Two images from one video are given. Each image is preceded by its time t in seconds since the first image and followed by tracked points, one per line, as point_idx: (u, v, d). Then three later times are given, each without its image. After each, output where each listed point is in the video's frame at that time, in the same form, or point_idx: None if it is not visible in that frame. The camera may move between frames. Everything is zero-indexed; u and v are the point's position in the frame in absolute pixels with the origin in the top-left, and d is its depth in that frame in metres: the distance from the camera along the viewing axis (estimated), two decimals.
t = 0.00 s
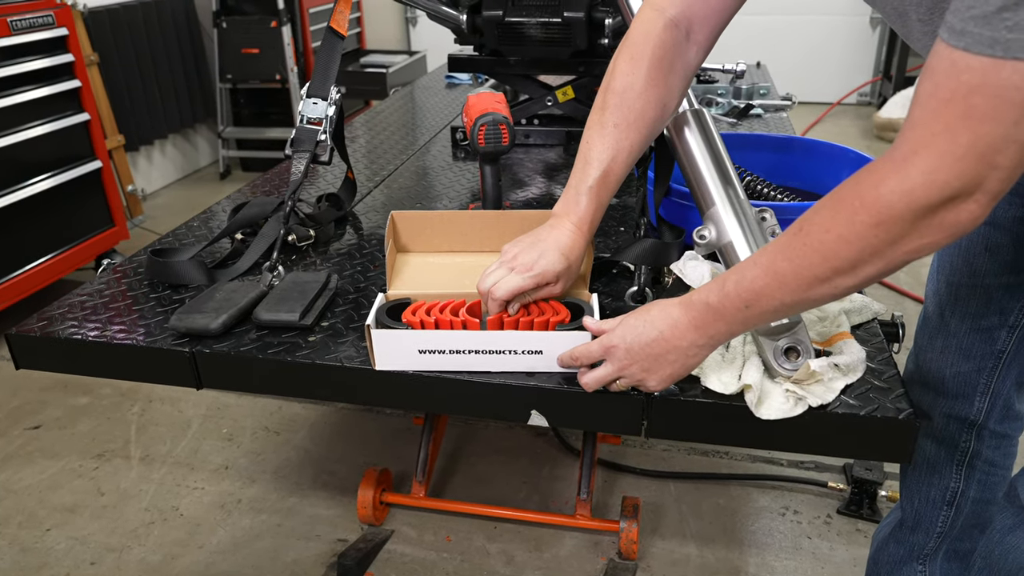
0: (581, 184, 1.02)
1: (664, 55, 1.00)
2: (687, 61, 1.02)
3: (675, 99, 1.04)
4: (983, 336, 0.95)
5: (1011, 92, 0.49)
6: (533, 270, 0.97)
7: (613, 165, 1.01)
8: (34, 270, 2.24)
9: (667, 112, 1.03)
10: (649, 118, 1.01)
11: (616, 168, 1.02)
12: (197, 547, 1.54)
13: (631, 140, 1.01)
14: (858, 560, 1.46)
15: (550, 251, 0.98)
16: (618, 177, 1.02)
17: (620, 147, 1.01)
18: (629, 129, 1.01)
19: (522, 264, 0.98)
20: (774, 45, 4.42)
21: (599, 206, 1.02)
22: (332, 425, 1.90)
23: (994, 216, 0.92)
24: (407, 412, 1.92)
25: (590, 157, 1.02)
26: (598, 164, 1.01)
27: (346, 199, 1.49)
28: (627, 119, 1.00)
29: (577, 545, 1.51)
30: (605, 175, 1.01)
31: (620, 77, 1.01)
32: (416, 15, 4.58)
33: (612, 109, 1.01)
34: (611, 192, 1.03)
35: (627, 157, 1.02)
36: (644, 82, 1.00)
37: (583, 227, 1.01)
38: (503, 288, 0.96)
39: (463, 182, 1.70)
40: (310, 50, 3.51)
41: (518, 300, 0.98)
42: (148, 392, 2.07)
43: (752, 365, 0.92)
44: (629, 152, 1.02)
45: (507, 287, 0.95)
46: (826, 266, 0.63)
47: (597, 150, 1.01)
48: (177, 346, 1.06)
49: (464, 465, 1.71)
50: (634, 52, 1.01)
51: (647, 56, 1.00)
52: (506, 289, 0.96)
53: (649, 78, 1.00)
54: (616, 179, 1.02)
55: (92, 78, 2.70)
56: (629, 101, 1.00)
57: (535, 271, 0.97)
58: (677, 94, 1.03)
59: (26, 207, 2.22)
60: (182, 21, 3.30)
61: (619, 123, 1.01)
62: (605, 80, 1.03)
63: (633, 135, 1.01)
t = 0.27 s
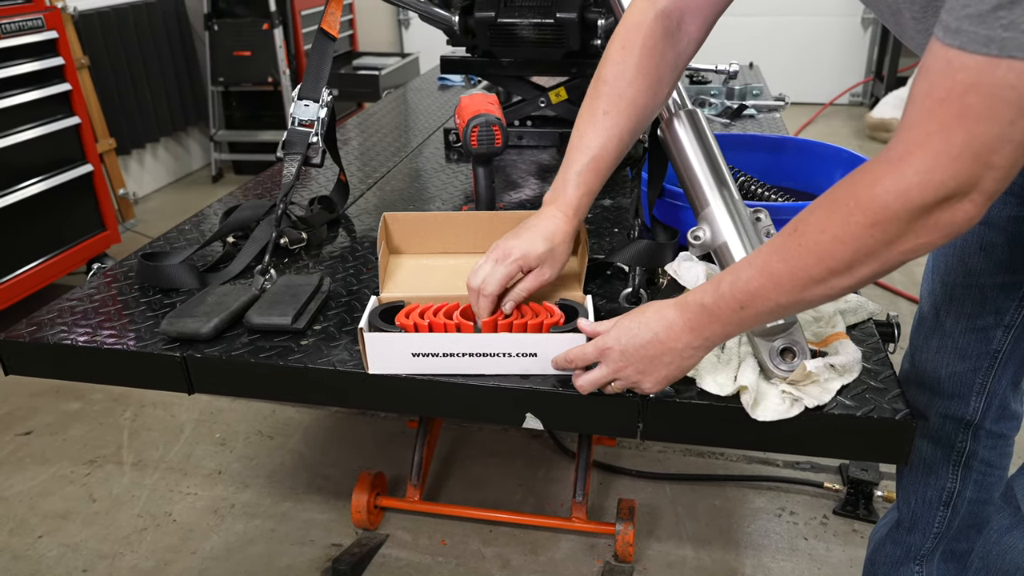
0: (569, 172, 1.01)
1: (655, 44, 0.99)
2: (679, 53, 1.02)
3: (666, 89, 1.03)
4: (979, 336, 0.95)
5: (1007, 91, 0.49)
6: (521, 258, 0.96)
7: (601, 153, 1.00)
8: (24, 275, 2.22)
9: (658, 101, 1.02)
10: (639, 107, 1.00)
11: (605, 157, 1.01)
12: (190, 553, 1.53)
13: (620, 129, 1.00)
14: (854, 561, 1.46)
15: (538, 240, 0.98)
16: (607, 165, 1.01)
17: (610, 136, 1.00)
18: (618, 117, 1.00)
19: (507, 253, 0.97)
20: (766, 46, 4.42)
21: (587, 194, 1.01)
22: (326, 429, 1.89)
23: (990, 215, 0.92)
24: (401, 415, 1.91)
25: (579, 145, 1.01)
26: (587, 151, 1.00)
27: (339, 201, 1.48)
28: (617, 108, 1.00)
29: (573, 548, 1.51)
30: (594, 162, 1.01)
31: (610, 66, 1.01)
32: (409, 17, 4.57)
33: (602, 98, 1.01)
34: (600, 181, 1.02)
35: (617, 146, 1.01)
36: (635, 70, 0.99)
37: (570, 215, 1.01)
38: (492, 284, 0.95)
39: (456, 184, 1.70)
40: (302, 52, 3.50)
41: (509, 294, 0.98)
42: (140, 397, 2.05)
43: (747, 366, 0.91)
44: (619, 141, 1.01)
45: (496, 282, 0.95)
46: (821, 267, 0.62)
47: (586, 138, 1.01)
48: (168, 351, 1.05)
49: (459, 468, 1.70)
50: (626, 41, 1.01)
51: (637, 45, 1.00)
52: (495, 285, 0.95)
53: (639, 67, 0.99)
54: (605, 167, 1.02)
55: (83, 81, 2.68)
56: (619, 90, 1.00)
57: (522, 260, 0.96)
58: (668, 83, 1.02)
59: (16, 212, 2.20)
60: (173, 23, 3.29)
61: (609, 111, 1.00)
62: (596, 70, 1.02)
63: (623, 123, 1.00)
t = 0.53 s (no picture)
0: (564, 173, 1.01)
1: (649, 43, 0.99)
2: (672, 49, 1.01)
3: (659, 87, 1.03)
4: (979, 337, 0.95)
5: (1007, 91, 0.49)
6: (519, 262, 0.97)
7: (596, 154, 1.00)
8: (19, 277, 2.21)
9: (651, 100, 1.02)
10: (633, 107, 1.00)
11: (600, 157, 1.01)
12: (186, 556, 1.52)
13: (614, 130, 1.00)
14: (852, 562, 1.45)
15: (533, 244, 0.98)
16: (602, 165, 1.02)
17: (604, 136, 1.00)
18: (613, 118, 1.00)
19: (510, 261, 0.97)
20: (763, 46, 4.43)
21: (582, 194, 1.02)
22: (323, 431, 1.88)
23: (990, 216, 0.92)
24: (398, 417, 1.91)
25: (573, 145, 1.01)
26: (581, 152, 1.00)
27: (335, 202, 1.47)
28: (611, 109, 1.00)
29: (571, 550, 1.50)
30: (589, 164, 1.01)
31: (603, 65, 1.00)
32: (405, 18, 4.56)
33: (595, 97, 1.00)
34: (594, 181, 1.02)
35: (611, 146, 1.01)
36: (629, 69, 0.99)
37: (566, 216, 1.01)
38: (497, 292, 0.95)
39: (453, 185, 1.69)
40: (298, 53, 3.49)
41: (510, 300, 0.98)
42: (136, 399, 2.04)
43: (746, 368, 0.91)
44: (613, 140, 1.01)
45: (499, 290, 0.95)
46: (821, 268, 0.62)
47: (580, 139, 1.01)
48: (163, 354, 1.05)
49: (456, 470, 1.70)
50: (619, 38, 1.00)
51: (631, 43, 0.99)
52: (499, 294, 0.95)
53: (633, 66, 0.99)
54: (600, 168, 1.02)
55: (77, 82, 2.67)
56: (614, 90, 0.99)
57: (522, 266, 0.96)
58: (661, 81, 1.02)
59: (11, 213, 2.19)
60: (168, 23, 3.28)
61: (603, 111, 1.00)
62: (589, 67, 1.01)
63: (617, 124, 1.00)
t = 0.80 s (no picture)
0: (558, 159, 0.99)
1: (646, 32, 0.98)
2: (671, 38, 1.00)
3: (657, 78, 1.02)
4: (977, 336, 0.94)
5: (1007, 88, 0.48)
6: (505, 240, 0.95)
7: (588, 142, 0.99)
8: (14, 278, 2.20)
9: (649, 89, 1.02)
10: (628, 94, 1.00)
11: (594, 143, 0.99)
12: (182, 558, 1.51)
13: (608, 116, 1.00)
14: (851, 562, 1.45)
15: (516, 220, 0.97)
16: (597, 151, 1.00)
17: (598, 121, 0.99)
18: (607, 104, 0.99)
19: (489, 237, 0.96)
20: (759, 46, 4.43)
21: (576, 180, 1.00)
22: (319, 432, 1.88)
23: (987, 214, 0.92)
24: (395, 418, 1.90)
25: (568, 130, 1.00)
26: (576, 138, 0.99)
27: (331, 203, 1.47)
28: (605, 97, 0.99)
29: (569, 551, 1.50)
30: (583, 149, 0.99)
31: (599, 54, 1.00)
32: (402, 18, 4.56)
33: (591, 85, 1.00)
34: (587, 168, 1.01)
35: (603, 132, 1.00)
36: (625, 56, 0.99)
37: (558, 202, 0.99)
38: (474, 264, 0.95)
39: (449, 185, 1.69)
40: (294, 53, 3.48)
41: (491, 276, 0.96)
42: (131, 401, 2.03)
43: (744, 368, 0.91)
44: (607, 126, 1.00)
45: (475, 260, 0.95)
46: (818, 266, 0.61)
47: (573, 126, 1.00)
48: (158, 355, 1.04)
49: (452, 471, 1.69)
50: (617, 27, 1.00)
51: (628, 32, 0.99)
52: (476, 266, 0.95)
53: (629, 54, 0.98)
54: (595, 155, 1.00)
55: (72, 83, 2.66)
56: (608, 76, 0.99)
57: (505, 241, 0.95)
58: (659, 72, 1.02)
59: (5, 214, 2.18)
60: (164, 24, 3.27)
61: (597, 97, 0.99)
62: (586, 56, 1.01)
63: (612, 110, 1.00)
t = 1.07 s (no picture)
0: (541, 140, 1.02)
1: (638, 16, 0.96)
2: (673, 18, 0.95)
3: (656, 64, 0.99)
4: (973, 334, 0.95)
5: (1005, 88, 0.48)
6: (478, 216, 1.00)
7: (574, 132, 1.01)
8: (8, 278, 2.19)
9: (646, 74, 0.99)
10: (619, 79, 0.98)
11: (579, 127, 1.00)
12: (178, 558, 1.51)
13: (595, 100, 0.99)
14: (847, 560, 1.45)
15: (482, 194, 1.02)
16: (582, 133, 1.01)
17: (587, 104, 0.99)
18: (597, 88, 0.98)
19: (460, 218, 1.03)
20: (755, 45, 4.44)
21: (557, 157, 1.02)
22: (316, 432, 1.87)
23: (984, 213, 0.92)
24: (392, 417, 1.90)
25: (554, 112, 1.01)
26: (561, 121, 1.00)
27: (326, 202, 1.46)
28: (592, 88, 0.98)
29: (565, 550, 1.50)
30: (567, 131, 1.01)
31: (592, 44, 0.99)
32: (398, 17, 4.55)
33: (583, 69, 0.99)
34: (570, 150, 1.02)
35: (588, 115, 1.00)
36: (616, 41, 0.97)
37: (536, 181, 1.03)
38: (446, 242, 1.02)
39: (445, 183, 1.68)
40: (290, 52, 3.47)
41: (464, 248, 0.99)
42: (127, 401, 2.02)
43: (740, 367, 0.90)
44: (594, 108, 0.99)
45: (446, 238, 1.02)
46: (815, 266, 0.61)
47: (560, 115, 1.00)
48: (152, 355, 1.04)
49: (449, 470, 1.69)
50: (611, 15, 0.98)
51: (621, 15, 0.97)
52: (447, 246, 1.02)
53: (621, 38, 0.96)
54: (579, 137, 1.01)
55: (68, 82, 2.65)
56: (597, 59, 0.98)
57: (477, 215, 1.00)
58: (658, 58, 0.98)
59: None
60: (159, 22, 3.26)
61: (584, 80, 0.98)
62: (581, 40, 1.00)
63: (602, 94, 0.99)
